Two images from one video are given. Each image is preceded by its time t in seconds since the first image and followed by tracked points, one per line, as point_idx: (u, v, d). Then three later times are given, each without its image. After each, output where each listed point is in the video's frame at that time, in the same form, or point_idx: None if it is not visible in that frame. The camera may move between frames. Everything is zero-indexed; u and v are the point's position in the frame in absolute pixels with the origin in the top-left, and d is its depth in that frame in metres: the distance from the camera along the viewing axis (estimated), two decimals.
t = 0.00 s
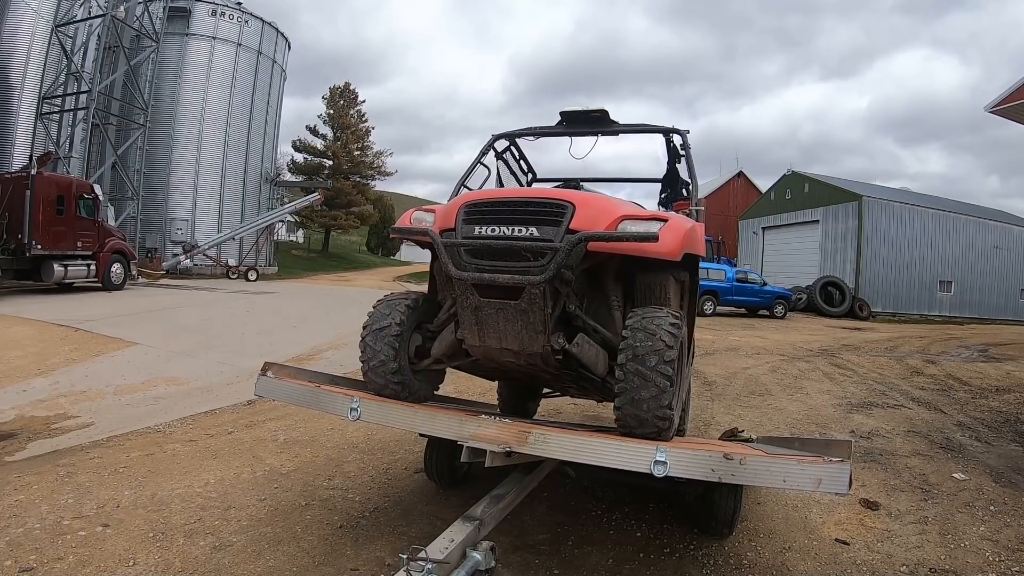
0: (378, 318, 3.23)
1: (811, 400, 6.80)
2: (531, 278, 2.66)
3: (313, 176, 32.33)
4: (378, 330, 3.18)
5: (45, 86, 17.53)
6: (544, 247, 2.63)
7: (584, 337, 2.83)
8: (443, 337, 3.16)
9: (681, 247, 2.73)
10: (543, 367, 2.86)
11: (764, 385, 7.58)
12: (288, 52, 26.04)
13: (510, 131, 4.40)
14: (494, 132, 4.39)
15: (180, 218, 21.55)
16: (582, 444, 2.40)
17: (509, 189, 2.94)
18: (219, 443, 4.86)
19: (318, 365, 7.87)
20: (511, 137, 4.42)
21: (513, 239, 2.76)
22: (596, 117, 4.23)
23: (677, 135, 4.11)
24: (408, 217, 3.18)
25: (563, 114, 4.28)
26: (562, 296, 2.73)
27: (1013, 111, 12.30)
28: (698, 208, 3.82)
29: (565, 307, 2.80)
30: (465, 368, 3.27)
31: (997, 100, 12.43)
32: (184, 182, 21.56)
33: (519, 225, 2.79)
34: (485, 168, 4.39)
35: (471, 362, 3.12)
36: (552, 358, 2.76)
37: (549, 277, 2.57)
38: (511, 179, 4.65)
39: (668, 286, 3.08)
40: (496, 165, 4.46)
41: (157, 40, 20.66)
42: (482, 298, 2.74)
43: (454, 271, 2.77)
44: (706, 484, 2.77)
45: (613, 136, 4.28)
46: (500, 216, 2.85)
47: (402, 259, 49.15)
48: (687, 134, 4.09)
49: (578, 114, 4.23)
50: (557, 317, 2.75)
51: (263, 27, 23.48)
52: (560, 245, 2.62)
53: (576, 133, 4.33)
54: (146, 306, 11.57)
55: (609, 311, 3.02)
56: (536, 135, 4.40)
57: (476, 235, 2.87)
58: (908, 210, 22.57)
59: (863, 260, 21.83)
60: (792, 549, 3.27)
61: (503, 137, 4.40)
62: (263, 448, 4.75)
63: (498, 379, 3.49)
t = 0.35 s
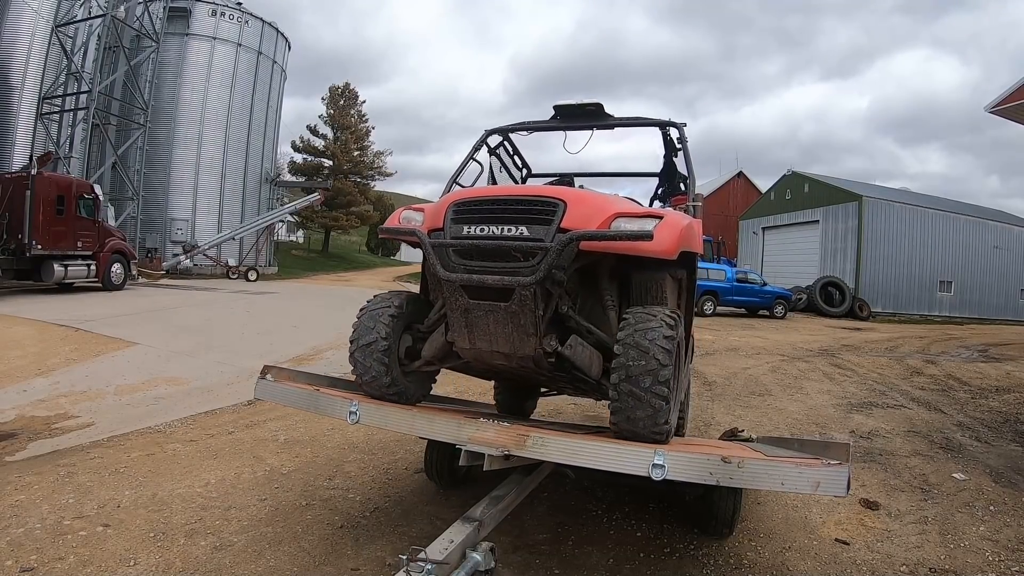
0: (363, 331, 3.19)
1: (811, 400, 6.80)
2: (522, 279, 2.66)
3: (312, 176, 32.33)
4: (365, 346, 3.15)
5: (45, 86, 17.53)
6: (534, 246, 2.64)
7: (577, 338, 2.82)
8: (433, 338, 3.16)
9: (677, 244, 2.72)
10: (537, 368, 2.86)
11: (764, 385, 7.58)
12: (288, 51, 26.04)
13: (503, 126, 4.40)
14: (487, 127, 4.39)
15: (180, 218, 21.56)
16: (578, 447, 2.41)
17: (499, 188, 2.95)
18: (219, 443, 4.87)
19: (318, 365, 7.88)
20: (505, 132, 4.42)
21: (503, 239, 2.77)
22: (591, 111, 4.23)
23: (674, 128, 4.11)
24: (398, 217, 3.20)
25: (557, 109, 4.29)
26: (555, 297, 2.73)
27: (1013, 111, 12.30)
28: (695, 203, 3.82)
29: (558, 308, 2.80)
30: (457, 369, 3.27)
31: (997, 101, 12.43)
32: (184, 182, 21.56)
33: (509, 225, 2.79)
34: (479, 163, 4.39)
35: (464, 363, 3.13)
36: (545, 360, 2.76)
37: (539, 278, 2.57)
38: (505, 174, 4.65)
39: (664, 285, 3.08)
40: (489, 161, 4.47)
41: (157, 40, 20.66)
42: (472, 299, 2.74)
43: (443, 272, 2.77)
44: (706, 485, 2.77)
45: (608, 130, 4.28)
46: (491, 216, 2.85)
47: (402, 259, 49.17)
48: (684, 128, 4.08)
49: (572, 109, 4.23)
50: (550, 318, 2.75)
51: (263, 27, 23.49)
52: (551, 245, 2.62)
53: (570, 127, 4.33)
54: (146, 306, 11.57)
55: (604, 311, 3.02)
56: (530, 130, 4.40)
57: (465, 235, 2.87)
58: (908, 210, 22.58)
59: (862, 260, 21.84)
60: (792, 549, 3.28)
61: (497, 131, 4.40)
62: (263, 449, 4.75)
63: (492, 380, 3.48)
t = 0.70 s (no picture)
0: (358, 337, 3.17)
1: (811, 400, 6.79)
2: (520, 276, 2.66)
3: (312, 176, 32.33)
4: (361, 353, 3.13)
5: (45, 86, 17.51)
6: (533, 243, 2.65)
7: (577, 337, 2.83)
8: (431, 336, 3.16)
9: (678, 241, 2.72)
10: (536, 367, 2.87)
11: (764, 385, 7.57)
12: (288, 51, 26.02)
13: (503, 123, 4.39)
14: (486, 124, 4.38)
15: (180, 218, 21.56)
16: (578, 446, 2.41)
17: (498, 184, 2.94)
18: (219, 444, 4.86)
19: (318, 365, 7.87)
20: (505, 128, 4.42)
21: (501, 235, 2.77)
22: (591, 108, 4.23)
23: (675, 125, 4.11)
24: (396, 214, 3.21)
25: (557, 105, 4.28)
26: (554, 295, 2.73)
27: (1013, 111, 12.30)
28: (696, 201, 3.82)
29: (557, 305, 2.80)
30: (455, 366, 3.27)
31: (997, 100, 12.42)
32: (184, 182, 21.55)
33: (507, 221, 2.79)
34: (477, 160, 4.39)
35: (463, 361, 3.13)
36: (544, 358, 2.76)
37: (538, 275, 2.57)
38: (503, 172, 4.65)
39: (665, 282, 3.08)
40: (488, 158, 4.47)
41: (157, 40, 20.66)
42: (470, 297, 2.74)
43: (441, 269, 2.77)
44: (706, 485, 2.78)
45: (608, 127, 4.28)
46: (489, 212, 2.85)
47: (401, 258, 49.16)
48: (685, 125, 4.08)
49: (572, 105, 4.23)
50: (549, 316, 2.75)
51: (263, 27, 23.48)
52: (550, 241, 2.62)
53: (571, 124, 4.33)
54: (146, 306, 11.55)
55: (603, 310, 3.02)
56: (529, 127, 4.40)
57: (462, 231, 2.87)
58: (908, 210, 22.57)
59: (862, 260, 21.83)
60: (792, 549, 3.28)
61: (496, 128, 4.40)
62: (263, 449, 4.75)
63: (492, 379, 3.49)
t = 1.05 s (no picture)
0: (354, 343, 3.16)
1: (811, 400, 6.79)
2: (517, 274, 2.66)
3: (312, 176, 32.33)
4: (358, 359, 3.12)
5: (45, 86, 17.51)
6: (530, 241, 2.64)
7: (575, 336, 2.83)
8: (427, 336, 3.16)
9: (677, 239, 2.72)
10: (534, 367, 2.86)
11: (764, 385, 7.57)
12: (288, 51, 26.03)
13: (500, 121, 4.39)
14: (484, 122, 4.37)
15: (180, 218, 21.56)
16: (578, 446, 2.41)
17: (495, 181, 2.94)
18: (219, 443, 4.86)
19: (318, 365, 7.87)
20: (502, 127, 4.41)
21: (498, 233, 2.77)
22: (589, 106, 4.22)
23: (673, 123, 4.10)
24: (392, 212, 3.22)
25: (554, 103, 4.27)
26: (551, 294, 2.73)
27: (1013, 111, 12.30)
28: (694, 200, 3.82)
29: (554, 304, 2.80)
30: (452, 366, 3.27)
31: (997, 100, 12.43)
32: (184, 182, 21.56)
33: (504, 219, 2.79)
34: (475, 158, 4.39)
35: (460, 361, 3.13)
36: (542, 357, 2.76)
37: (534, 274, 2.56)
38: (501, 170, 4.64)
39: (664, 281, 3.07)
40: (486, 156, 4.46)
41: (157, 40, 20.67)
42: (466, 295, 2.74)
43: (437, 268, 2.77)
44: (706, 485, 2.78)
45: (607, 124, 4.27)
46: (485, 211, 2.85)
47: (401, 259, 49.16)
48: (683, 122, 4.08)
49: (569, 103, 4.22)
50: (546, 315, 2.75)
51: (263, 27, 23.48)
52: (547, 240, 2.62)
53: (568, 122, 4.33)
54: (146, 306, 11.55)
55: (601, 309, 3.03)
56: (526, 125, 4.40)
57: (459, 230, 2.87)
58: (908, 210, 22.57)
59: (862, 260, 21.83)
60: (791, 548, 3.28)
61: (493, 127, 4.39)
62: (263, 449, 4.75)
63: (490, 379, 3.48)
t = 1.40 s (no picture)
0: (350, 348, 3.14)
1: (811, 400, 6.79)
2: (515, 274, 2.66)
3: (312, 176, 32.34)
4: (355, 364, 3.12)
5: (45, 86, 17.51)
6: (527, 239, 2.64)
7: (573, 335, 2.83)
8: (424, 335, 3.16)
9: (676, 237, 2.72)
10: (533, 366, 2.86)
11: (763, 385, 7.57)
12: (288, 51, 26.02)
13: (499, 119, 4.39)
14: (483, 120, 4.37)
15: (180, 218, 21.56)
16: (578, 446, 2.41)
17: (492, 179, 2.94)
18: (219, 444, 4.86)
19: (318, 365, 7.87)
20: (501, 124, 4.41)
21: (495, 231, 2.76)
22: (588, 103, 4.22)
23: (673, 121, 4.10)
24: (389, 210, 3.21)
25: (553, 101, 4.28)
26: (549, 293, 2.73)
27: (1013, 110, 12.29)
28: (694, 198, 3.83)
29: (553, 303, 2.80)
30: (450, 365, 3.27)
31: (997, 100, 12.42)
32: (183, 181, 21.55)
33: (502, 217, 2.79)
34: (474, 156, 4.38)
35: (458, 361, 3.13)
36: (539, 357, 2.76)
37: (532, 272, 2.56)
38: (500, 168, 4.64)
39: (663, 280, 3.08)
40: (485, 154, 4.46)
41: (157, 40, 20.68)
42: (463, 294, 2.74)
43: (434, 267, 2.76)
44: (706, 485, 2.78)
45: (605, 122, 4.28)
46: (483, 208, 2.85)
47: (401, 259, 49.05)
48: (683, 120, 4.08)
49: (568, 101, 4.22)
50: (544, 314, 2.75)
51: (263, 27, 23.49)
52: (545, 238, 2.61)
53: (567, 119, 4.33)
54: (146, 306, 11.55)
55: (600, 307, 3.02)
56: (525, 122, 4.40)
57: (456, 228, 2.87)
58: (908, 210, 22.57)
59: (862, 260, 21.83)
60: (792, 549, 3.28)
61: (492, 124, 4.39)
62: (264, 449, 4.75)
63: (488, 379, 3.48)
